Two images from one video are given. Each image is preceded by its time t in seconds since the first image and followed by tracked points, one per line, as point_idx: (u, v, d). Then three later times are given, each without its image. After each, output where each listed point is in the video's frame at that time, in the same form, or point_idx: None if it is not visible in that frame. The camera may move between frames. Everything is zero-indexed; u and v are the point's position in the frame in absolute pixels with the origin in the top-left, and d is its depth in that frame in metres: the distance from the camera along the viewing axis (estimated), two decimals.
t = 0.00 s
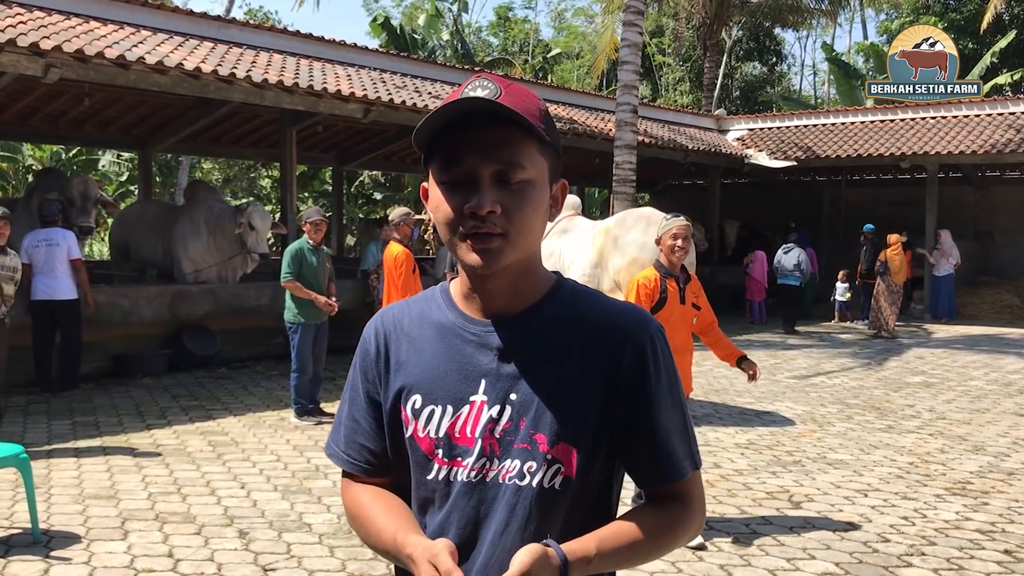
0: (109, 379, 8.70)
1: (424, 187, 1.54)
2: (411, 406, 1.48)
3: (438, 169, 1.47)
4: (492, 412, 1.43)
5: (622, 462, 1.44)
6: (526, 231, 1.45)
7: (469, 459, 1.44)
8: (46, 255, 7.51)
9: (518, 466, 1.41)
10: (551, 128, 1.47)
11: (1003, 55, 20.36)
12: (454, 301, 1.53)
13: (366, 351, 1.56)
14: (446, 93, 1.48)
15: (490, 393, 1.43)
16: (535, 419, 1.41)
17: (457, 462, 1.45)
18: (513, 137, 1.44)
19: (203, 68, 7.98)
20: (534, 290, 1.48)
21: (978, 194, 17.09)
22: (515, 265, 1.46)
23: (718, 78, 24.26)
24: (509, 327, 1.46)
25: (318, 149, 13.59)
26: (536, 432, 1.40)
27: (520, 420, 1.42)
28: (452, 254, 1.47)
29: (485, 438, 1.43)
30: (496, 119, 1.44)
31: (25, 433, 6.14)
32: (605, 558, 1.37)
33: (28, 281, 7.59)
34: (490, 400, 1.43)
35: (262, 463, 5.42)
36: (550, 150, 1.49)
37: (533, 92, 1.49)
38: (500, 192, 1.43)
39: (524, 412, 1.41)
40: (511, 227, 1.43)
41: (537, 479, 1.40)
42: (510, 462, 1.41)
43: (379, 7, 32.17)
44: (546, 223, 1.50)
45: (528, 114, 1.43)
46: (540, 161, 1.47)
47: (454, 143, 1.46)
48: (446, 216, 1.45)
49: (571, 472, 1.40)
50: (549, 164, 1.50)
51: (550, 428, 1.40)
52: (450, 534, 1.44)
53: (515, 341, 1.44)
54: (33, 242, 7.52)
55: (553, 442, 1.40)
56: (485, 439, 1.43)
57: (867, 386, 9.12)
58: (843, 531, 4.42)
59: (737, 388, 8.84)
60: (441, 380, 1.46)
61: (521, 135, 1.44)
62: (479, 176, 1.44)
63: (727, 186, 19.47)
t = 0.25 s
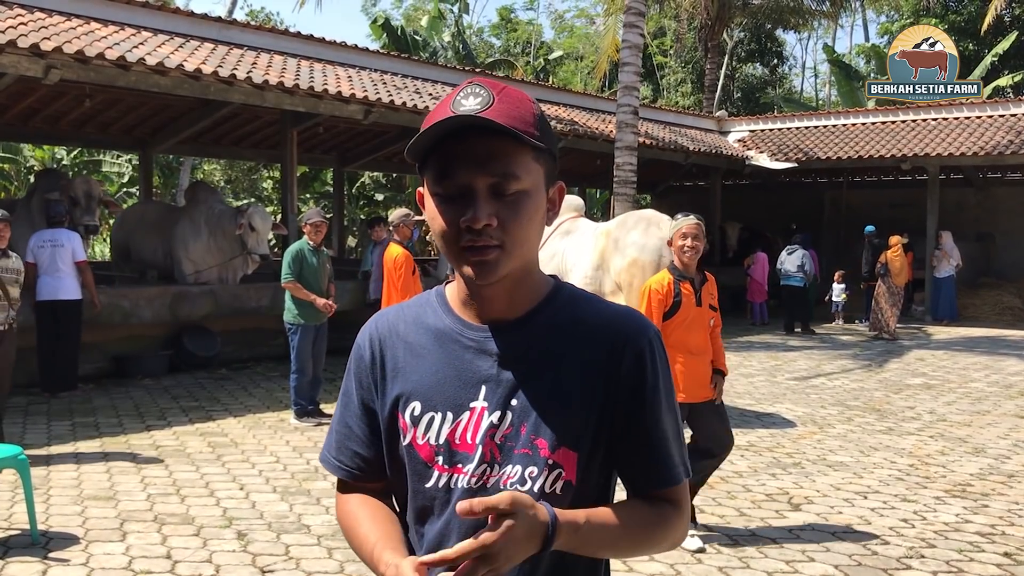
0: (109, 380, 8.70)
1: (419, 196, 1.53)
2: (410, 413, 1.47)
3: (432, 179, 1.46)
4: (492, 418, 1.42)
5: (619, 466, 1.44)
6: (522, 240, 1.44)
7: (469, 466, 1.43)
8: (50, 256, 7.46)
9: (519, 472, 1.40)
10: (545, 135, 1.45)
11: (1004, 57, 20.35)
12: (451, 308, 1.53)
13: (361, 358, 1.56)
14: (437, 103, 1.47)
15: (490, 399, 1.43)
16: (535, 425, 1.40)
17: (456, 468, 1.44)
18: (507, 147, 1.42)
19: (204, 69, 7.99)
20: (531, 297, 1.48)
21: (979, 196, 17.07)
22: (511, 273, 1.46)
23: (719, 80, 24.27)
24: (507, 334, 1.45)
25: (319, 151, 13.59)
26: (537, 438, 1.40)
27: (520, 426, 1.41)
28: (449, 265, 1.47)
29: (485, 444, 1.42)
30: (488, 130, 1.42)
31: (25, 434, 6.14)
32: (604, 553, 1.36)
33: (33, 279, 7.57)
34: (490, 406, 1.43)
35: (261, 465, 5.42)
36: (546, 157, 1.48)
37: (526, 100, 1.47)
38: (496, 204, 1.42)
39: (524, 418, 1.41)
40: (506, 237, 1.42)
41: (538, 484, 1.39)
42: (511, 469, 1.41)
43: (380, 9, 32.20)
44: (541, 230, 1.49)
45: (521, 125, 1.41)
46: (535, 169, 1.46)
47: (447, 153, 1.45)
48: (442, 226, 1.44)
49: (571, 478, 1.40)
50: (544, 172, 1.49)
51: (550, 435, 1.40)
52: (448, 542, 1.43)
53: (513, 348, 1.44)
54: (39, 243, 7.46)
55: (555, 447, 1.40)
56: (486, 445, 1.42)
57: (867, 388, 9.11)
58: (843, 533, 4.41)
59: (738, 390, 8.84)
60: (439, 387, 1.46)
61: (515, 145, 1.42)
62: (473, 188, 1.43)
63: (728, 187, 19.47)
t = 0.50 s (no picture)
0: (111, 380, 8.70)
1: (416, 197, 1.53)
2: (403, 412, 1.47)
3: (428, 181, 1.46)
4: (485, 418, 1.42)
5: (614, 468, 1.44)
6: (517, 242, 1.44)
7: (462, 466, 1.43)
8: (53, 255, 7.49)
9: (511, 472, 1.40)
10: (542, 137, 1.44)
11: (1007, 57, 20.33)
12: (446, 306, 1.53)
13: (356, 357, 1.55)
14: (434, 104, 1.46)
15: (483, 399, 1.42)
16: (527, 426, 1.40)
17: (450, 468, 1.44)
18: (504, 149, 1.42)
19: (206, 69, 7.99)
20: (527, 298, 1.48)
21: (982, 196, 17.05)
22: (506, 275, 1.46)
23: (721, 80, 24.26)
24: (501, 334, 1.45)
25: (321, 151, 13.60)
26: (531, 438, 1.40)
27: (514, 426, 1.41)
28: (445, 266, 1.47)
29: (478, 444, 1.42)
30: (485, 132, 1.41)
31: (26, 434, 6.15)
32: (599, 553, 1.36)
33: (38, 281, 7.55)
34: (483, 405, 1.42)
35: (261, 465, 5.42)
36: (543, 159, 1.47)
37: (525, 100, 1.46)
38: (492, 206, 1.42)
39: (517, 418, 1.41)
40: (502, 239, 1.42)
41: (531, 484, 1.39)
42: (504, 469, 1.40)
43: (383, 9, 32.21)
44: (537, 231, 1.49)
45: (519, 126, 1.41)
46: (532, 171, 1.45)
47: (443, 155, 1.44)
48: (438, 228, 1.44)
49: (564, 479, 1.40)
50: (542, 173, 1.48)
51: (544, 435, 1.39)
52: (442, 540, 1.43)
53: (506, 348, 1.43)
54: (43, 241, 7.52)
55: (548, 448, 1.39)
56: (478, 445, 1.42)
57: (869, 388, 9.10)
58: (843, 534, 4.40)
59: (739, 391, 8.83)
60: (433, 387, 1.45)
61: (512, 147, 1.42)
62: (468, 190, 1.42)
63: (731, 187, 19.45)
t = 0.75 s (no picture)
0: (115, 378, 8.72)
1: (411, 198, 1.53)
2: (402, 410, 1.47)
3: (422, 182, 1.46)
4: (483, 415, 1.41)
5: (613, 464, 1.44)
6: (511, 241, 1.44)
7: (461, 463, 1.43)
8: (54, 254, 7.46)
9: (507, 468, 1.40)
10: (533, 136, 1.44)
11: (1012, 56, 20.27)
12: (444, 305, 1.52)
13: (354, 357, 1.55)
14: (425, 106, 1.46)
15: (482, 396, 1.42)
16: (525, 423, 1.40)
17: (448, 466, 1.43)
18: (496, 149, 1.41)
19: (209, 69, 7.99)
20: (524, 295, 1.47)
21: (987, 196, 17.00)
22: (501, 274, 1.45)
23: (726, 79, 24.23)
24: (498, 332, 1.44)
25: (325, 150, 13.60)
26: (529, 434, 1.39)
27: (511, 422, 1.40)
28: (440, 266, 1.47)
29: (476, 441, 1.41)
30: (477, 132, 1.41)
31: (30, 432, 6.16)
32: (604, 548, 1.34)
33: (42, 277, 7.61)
34: (481, 403, 1.42)
35: (264, 464, 5.43)
36: (537, 158, 1.47)
37: (514, 99, 1.45)
38: (486, 205, 1.42)
39: (515, 416, 1.40)
40: (498, 236, 1.42)
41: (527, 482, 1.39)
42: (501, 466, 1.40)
43: (387, 8, 32.23)
44: (531, 230, 1.48)
45: (510, 126, 1.40)
46: (526, 169, 1.45)
47: (436, 155, 1.44)
48: (433, 228, 1.44)
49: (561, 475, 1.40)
50: (535, 171, 1.48)
51: (541, 432, 1.39)
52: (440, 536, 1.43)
53: (504, 345, 1.43)
54: (46, 240, 7.49)
55: (546, 444, 1.39)
56: (477, 442, 1.41)
57: (873, 388, 9.09)
58: (847, 533, 4.39)
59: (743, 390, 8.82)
60: (431, 385, 1.45)
61: (504, 146, 1.41)
62: (462, 190, 1.42)
63: (735, 187, 19.42)
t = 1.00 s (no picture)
0: (119, 377, 8.74)
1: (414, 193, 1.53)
2: (403, 408, 1.47)
3: (425, 177, 1.46)
4: (483, 412, 1.42)
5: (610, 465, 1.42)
6: (517, 236, 1.44)
7: (461, 461, 1.43)
8: (54, 253, 7.41)
9: (505, 466, 1.40)
10: (537, 130, 1.45)
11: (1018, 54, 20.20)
12: (446, 303, 1.52)
13: (356, 354, 1.55)
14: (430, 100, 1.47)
15: (481, 394, 1.42)
16: (522, 420, 1.40)
17: (449, 463, 1.44)
18: (501, 140, 1.42)
19: (213, 67, 7.99)
20: (525, 292, 1.47)
21: (993, 194, 16.94)
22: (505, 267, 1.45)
23: (731, 77, 24.20)
24: (499, 329, 1.44)
25: (329, 149, 13.61)
26: (527, 432, 1.39)
27: (510, 420, 1.41)
28: (443, 258, 1.47)
29: (475, 438, 1.42)
30: (482, 125, 1.42)
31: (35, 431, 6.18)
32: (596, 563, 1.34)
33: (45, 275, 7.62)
34: (481, 400, 1.42)
35: (268, 462, 5.43)
36: (538, 153, 1.47)
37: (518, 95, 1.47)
38: (490, 197, 1.42)
39: (513, 413, 1.40)
40: (502, 230, 1.42)
41: (522, 480, 1.39)
42: (499, 463, 1.41)
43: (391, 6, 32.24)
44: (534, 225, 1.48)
45: (513, 119, 1.40)
46: (528, 163, 1.45)
47: (440, 149, 1.44)
48: (436, 222, 1.44)
49: (557, 472, 1.39)
50: (537, 166, 1.48)
51: (540, 429, 1.39)
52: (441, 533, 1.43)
53: (503, 343, 1.43)
54: (47, 238, 7.42)
55: (542, 442, 1.39)
56: (476, 440, 1.42)
57: (878, 387, 9.07)
58: (850, 533, 4.38)
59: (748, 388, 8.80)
60: (431, 383, 1.45)
61: (508, 138, 1.42)
62: (467, 180, 1.42)
63: (740, 185, 19.39)
